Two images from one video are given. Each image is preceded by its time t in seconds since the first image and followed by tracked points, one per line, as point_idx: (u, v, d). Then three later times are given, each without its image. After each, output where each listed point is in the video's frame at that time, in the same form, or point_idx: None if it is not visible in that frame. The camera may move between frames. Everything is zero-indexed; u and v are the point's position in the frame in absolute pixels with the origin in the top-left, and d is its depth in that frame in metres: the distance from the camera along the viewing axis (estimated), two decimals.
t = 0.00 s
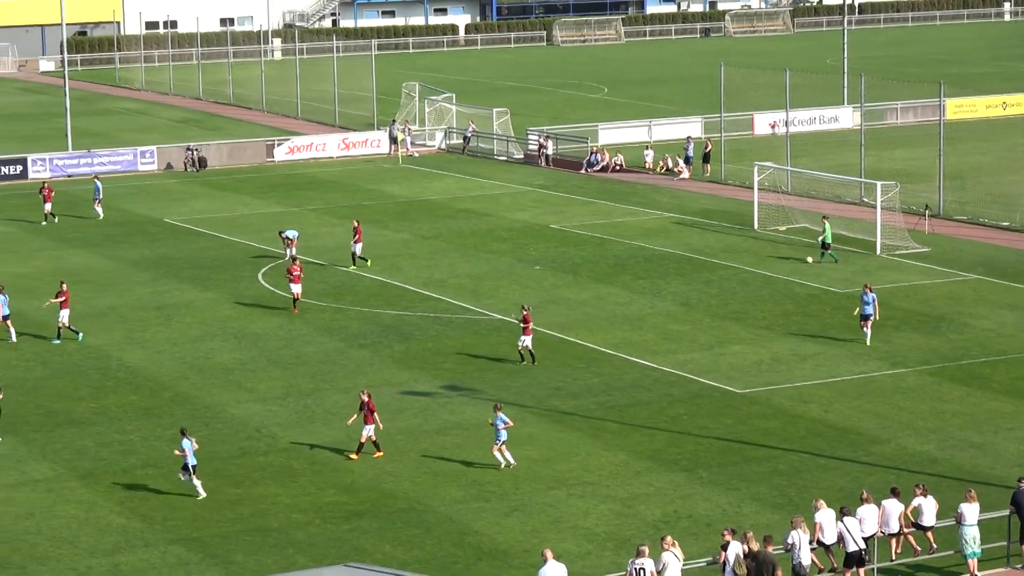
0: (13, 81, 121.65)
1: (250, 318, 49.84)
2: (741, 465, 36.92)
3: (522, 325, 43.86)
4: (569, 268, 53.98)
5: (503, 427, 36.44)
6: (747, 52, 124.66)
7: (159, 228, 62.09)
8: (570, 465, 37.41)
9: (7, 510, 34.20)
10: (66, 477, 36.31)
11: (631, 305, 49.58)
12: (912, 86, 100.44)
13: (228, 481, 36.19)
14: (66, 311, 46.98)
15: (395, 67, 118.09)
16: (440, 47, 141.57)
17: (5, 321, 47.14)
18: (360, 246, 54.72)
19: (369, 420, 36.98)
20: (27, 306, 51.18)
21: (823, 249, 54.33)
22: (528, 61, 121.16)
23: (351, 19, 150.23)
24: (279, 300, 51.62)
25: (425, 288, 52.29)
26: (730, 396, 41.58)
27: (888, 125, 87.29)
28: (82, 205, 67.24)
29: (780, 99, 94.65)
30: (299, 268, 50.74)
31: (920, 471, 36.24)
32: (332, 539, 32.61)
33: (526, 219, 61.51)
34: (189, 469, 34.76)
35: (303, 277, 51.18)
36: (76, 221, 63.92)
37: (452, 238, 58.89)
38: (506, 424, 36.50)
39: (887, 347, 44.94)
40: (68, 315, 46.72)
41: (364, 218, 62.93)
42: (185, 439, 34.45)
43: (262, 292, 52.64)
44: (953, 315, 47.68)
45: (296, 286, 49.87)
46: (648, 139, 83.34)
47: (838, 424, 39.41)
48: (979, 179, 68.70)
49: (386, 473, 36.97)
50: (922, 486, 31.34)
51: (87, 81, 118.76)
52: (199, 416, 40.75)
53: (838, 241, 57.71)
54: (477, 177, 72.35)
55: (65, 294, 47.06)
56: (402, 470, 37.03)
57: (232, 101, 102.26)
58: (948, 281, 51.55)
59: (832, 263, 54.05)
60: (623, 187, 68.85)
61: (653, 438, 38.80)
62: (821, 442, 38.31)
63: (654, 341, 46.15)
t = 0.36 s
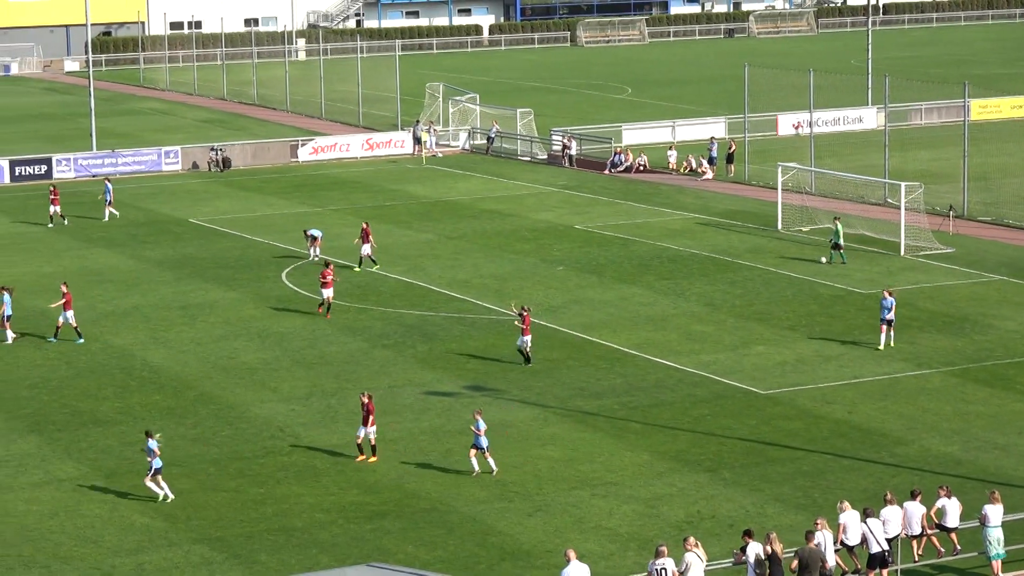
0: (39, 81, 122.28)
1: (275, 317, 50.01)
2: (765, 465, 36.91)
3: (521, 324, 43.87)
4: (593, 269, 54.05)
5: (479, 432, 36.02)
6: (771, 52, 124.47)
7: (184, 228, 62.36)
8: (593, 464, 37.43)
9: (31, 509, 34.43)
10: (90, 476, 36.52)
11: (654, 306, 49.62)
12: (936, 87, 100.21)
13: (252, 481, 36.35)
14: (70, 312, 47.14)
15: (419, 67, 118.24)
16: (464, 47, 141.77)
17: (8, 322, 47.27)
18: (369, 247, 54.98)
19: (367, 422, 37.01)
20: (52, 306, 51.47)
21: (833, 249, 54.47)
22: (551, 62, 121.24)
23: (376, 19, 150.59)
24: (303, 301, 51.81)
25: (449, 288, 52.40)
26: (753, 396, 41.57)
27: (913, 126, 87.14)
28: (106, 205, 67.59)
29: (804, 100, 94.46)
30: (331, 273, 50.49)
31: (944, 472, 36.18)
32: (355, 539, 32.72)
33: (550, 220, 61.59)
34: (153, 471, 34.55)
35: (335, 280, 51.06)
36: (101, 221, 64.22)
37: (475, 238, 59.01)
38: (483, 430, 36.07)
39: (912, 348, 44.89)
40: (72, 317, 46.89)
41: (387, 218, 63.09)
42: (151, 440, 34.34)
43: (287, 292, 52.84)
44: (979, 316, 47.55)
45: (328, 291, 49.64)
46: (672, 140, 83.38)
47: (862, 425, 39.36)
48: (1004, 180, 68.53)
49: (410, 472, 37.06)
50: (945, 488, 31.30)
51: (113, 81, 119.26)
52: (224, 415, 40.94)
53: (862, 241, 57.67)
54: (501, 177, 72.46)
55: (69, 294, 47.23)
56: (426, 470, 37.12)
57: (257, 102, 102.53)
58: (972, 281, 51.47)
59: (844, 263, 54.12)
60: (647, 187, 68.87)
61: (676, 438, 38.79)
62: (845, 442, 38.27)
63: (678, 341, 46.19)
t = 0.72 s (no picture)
0: (53, 80, 122.77)
1: (288, 317, 50.08)
2: (777, 465, 36.91)
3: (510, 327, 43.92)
4: (606, 268, 54.09)
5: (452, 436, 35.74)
6: (784, 51, 124.39)
7: (197, 228, 62.49)
8: (605, 463, 37.43)
9: (43, 508, 34.53)
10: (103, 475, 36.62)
11: (667, 306, 49.63)
12: (949, 87, 100.15)
13: (264, 480, 36.43)
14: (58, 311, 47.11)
15: (432, 67, 118.42)
16: (477, 46, 141.86)
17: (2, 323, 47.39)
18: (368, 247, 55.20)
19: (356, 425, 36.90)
20: (65, 305, 51.62)
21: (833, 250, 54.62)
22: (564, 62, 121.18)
23: (389, 19, 150.72)
24: (316, 300, 51.88)
25: (461, 288, 52.45)
26: (765, 396, 41.57)
27: (926, 125, 87.06)
28: (119, 204, 67.78)
29: (816, 100, 94.40)
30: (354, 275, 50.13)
31: (956, 472, 36.15)
32: (367, 538, 32.78)
33: (563, 219, 61.63)
34: (108, 473, 34.48)
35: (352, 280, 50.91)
36: (114, 220, 64.38)
37: (488, 237, 59.07)
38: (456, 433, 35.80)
39: (924, 348, 44.86)
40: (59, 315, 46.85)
41: (400, 218, 63.18)
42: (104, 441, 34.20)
43: (300, 291, 52.92)
44: (991, 316, 47.49)
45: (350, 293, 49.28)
46: (685, 139, 83.40)
47: (873, 425, 39.34)
48: (1017, 180, 68.46)
49: (420, 472, 37.07)
50: (957, 488, 31.25)
51: (126, 80, 119.63)
52: (236, 415, 41.03)
53: (876, 241, 57.61)
54: (513, 177, 72.51)
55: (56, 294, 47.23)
56: (438, 470, 37.15)
57: (270, 101, 102.73)
58: (984, 281, 51.44)
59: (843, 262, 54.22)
60: (660, 187, 68.86)
61: (688, 438, 38.80)
62: (857, 443, 38.24)
63: (690, 341, 46.20)
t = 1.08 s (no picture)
0: (60, 80, 122.85)
1: (294, 316, 50.12)
2: (784, 465, 36.88)
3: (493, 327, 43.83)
4: (613, 268, 54.09)
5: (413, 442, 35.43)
6: (792, 51, 124.35)
7: (204, 227, 62.53)
8: (612, 463, 37.39)
9: (50, 508, 34.56)
10: (109, 475, 36.67)
11: (674, 305, 49.62)
12: (957, 86, 100.08)
13: (270, 480, 36.46)
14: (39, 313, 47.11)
15: (439, 66, 118.47)
16: (484, 46, 141.91)
17: None
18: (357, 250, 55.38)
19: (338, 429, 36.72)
20: (72, 304, 51.67)
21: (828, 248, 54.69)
22: (571, 61, 121.17)
23: (397, 18, 150.74)
24: (323, 300, 51.93)
25: (468, 287, 52.47)
26: (771, 396, 41.55)
27: (934, 125, 87.06)
28: (126, 204, 67.84)
29: (824, 99, 94.37)
30: (373, 280, 49.40)
31: (963, 472, 36.11)
32: (374, 538, 32.80)
33: (570, 219, 61.63)
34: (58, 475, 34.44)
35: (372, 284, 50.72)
36: (122, 219, 64.45)
37: (495, 237, 59.10)
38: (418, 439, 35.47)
39: (932, 348, 44.85)
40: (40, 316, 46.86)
41: (407, 217, 63.20)
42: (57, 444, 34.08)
43: (307, 291, 52.96)
44: (999, 316, 47.44)
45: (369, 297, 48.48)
46: (692, 139, 83.45)
47: (881, 425, 39.31)
48: None
49: (427, 471, 37.06)
50: (964, 488, 31.21)
51: (134, 80, 119.71)
52: (243, 414, 41.06)
53: (883, 241, 57.59)
54: (520, 176, 72.52)
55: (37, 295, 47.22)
56: (445, 470, 37.15)
57: (278, 100, 102.81)
58: (992, 281, 51.40)
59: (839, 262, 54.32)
60: (667, 187, 68.84)
61: (695, 438, 38.78)
62: (864, 443, 38.20)
63: (696, 341, 46.19)
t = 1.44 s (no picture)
0: (72, 81, 123.10)
1: (305, 317, 50.21)
2: (795, 466, 36.87)
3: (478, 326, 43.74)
4: (624, 269, 54.11)
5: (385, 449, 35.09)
6: (803, 52, 124.34)
7: (215, 228, 62.64)
8: (623, 464, 37.39)
9: (62, 508, 34.67)
10: (121, 475, 36.77)
11: (685, 306, 49.62)
12: (969, 87, 100.01)
13: (282, 480, 36.51)
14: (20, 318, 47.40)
15: (450, 67, 118.60)
16: (495, 47, 142.11)
17: None
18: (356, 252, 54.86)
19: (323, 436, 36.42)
20: (83, 304, 51.80)
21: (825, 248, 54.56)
22: (581, 62, 121.23)
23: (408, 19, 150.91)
24: (334, 301, 52.02)
25: (479, 288, 52.53)
26: (783, 397, 41.55)
27: (945, 125, 86.95)
28: (138, 204, 67.99)
29: (835, 99, 94.34)
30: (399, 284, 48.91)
31: (975, 473, 36.07)
32: (385, 538, 32.85)
33: (581, 220, 61.66)
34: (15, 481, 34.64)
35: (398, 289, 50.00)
36: (134, 220, 64.60)
37: (506, 237, 59.15)
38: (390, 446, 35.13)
39: (943, 349, 44.80)
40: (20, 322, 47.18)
41: (418, 218, 63.30)
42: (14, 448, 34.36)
43: (319, 292, 53.04)
44: (1011, 317, 47.40)
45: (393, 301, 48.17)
46: (703, 140, 83.44)
47: (892, 425, 39.28)
48: None
49: (438, 472, 37.10)
50: (975, 489, 31.20)
51: (145, 81, 120.01)
52: (255, 415, 41.13)
53: (894, 242, 57.54)
54: (531, 177, 72.57)
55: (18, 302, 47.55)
56: (456, 470, 37.18)
57: (289, 101, 102.97)
58: (1004, 282, 51.34)
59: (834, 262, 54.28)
60: (679, 187, 68.82)
61: (706, 439, 38.78)
62: (876, 443, 38.18)
63: (707, 341, 46.18)
